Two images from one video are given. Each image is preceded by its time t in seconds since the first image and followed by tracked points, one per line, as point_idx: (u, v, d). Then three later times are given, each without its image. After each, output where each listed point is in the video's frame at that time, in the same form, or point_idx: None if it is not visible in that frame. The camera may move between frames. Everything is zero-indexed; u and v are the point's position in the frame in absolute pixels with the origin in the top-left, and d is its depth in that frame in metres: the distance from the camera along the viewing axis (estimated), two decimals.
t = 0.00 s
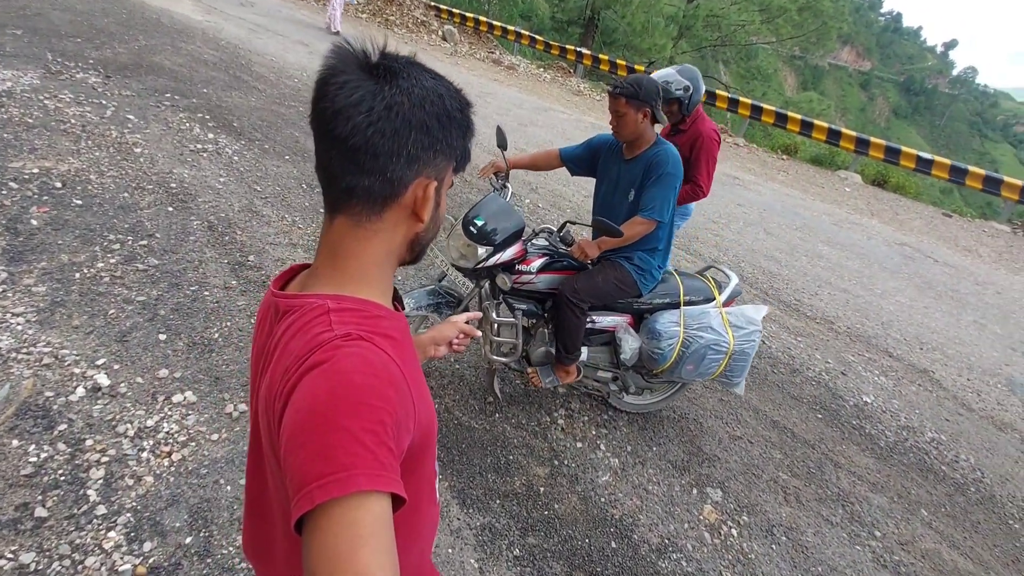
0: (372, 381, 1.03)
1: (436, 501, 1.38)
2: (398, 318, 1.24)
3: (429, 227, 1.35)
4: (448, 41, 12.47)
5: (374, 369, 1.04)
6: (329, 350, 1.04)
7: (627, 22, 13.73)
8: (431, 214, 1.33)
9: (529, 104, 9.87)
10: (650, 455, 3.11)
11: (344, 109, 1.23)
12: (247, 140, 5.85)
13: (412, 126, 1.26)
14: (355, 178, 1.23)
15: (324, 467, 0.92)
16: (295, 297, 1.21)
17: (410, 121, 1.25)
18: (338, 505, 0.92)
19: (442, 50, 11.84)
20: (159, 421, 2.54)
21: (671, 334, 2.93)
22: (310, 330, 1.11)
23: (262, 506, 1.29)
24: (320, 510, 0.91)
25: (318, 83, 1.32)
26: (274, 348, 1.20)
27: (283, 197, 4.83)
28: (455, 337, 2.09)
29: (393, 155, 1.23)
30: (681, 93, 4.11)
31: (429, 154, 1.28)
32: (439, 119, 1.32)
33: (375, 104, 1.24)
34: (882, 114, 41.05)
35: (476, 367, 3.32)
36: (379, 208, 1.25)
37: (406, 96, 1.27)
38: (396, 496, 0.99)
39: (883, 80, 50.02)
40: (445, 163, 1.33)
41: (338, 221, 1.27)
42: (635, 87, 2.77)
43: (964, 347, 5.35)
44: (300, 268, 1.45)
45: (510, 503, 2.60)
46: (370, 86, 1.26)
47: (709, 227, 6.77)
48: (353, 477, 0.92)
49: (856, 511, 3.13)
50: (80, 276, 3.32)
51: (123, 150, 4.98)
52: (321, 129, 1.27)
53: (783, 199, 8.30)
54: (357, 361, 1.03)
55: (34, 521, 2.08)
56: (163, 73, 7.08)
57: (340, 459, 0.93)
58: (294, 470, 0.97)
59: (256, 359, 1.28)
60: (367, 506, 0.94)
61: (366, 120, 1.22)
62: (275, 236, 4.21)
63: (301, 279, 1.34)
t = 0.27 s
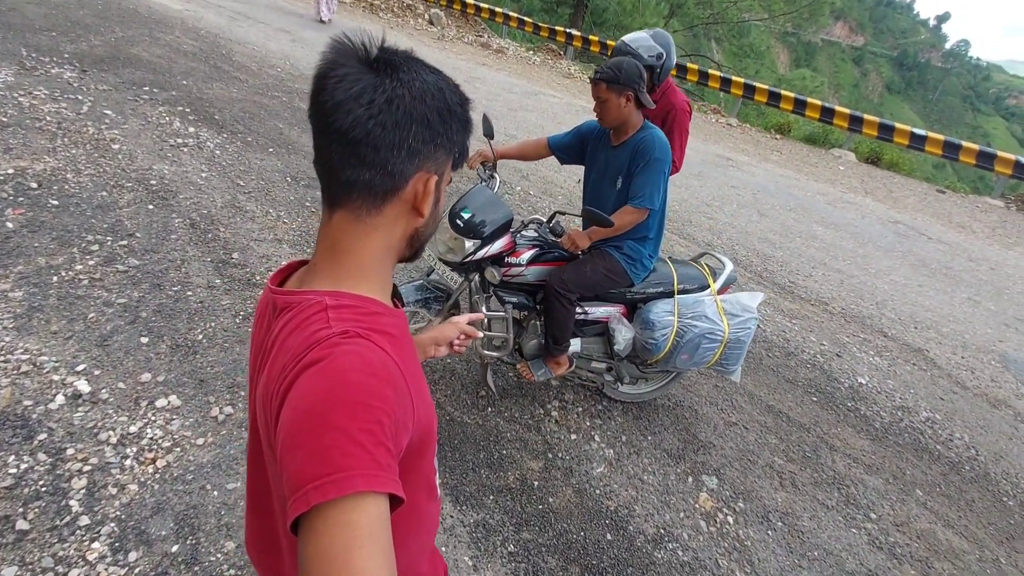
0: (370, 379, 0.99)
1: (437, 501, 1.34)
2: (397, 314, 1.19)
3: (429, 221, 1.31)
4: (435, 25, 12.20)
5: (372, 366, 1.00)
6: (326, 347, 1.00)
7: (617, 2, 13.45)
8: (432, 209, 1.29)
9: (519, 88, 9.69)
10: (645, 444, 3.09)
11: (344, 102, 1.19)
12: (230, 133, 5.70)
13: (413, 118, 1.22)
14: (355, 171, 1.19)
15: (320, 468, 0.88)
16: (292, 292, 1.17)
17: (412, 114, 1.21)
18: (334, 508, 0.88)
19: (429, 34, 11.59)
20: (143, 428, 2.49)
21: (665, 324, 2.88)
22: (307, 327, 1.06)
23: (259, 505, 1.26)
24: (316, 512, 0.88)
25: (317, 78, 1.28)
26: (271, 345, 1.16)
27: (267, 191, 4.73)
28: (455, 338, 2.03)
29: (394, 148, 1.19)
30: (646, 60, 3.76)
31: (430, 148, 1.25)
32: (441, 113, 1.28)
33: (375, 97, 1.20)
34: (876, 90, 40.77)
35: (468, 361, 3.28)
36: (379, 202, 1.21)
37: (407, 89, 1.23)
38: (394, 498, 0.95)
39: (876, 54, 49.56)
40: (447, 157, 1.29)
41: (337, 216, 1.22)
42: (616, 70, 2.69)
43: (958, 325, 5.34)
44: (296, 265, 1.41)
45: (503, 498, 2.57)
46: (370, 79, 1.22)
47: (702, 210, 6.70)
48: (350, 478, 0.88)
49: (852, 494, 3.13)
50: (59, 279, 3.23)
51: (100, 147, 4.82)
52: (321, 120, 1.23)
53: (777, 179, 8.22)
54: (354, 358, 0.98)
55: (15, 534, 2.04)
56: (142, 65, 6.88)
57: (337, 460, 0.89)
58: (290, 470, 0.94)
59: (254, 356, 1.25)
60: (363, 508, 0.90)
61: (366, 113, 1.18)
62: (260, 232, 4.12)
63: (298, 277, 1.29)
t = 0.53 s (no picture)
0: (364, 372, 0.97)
1: (434, 484, 1.35)
2: (390, 303, 1.18)
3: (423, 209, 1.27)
4: (425, 14, 12.01)
5: (365, 358, 0.98)
6: (317, 341, 0.98)
7: None
8: (427, 196, 1.26)
9: (509, 79, 9.58)
10: (628, 438, 3.06)
11: (339, 82, 1.13)
12: (211, 123, 5.56)
13: (412, 103, 1.17)
14: (349, 156, 1.14)
15: (318, 467, 0.87)
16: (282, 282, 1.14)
17: (411, 99, 1.16)
18: (334, 505, 0.88)
19: (419, 24, 11.40)
20: (112, 424, 2.42)
21: (647, 318, 2.84)
22: (297, 319, 1.04)
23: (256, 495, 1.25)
24: (317, 510, 0.88)
25: (311, 54, 1.21)
26: (259, 339, 1.13)
27: (247, 183, 4.63)
28: (446, 321, 2.01)
29: (390, 133, 1.15)
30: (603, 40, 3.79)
31: (428, 134, 1.20)
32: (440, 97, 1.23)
33: (372, 79, 1.14)
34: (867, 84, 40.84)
35: (450, 355, 3.23)
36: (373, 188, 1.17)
37: (406, 71, 1.18)
38: (394, 488, 0.96)
39: (869, 48, 49.64)
40: (444, 144, 1.25)
41: (328, 201, 1.17)
42: (582, 61, 2.65)
43: (943, 318, 5.36)
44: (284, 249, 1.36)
45: (482, 493, 2.54)
46: (368, 60, 1.16)
47: (691, 202, 6.67)
48: (349, 475, 0.88)
49: (834, 487, 3.13)
50: (27, 271, 3.12)
51: (75, 136, 4.65)
52: (314, 100, 1.17)
53: (766, 172, 8.20)
54: (348, 352, 0.97)
55: None
56: (121, 53, 6.69)
57: (335, 457, 0.89)
58: (286, 468, 0.93)
59: (242, 350, 1.22)
60: (363, 502, 0.90)
61: (363, 96, 1.13)
62: (239, 224, 4.03)
63: (287, 262, 1.25)
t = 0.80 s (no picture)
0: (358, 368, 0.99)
1: (422, 474, 1.38)
2: (383, 297, 1.19)
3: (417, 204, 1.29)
4: (428, 13, 11.99)
5: (359, 354, 1.00)
6: (311, 336, 0.99)
7: None
8: (421, 192, 1.27)
9: (510, 82, 9.57)
10: (611, 445, 3.04)
11: (338, 80, 1.11)
12: (206, 116, 5.52)
13: (411, 102, 1.16)
14: (347, 155, 1.13)
15: (313, 461, 0.89)
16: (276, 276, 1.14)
17: (410, 98, 1.15)
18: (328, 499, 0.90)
19: (421, 23, 11.39)
20: (87, 417, 2.39)
21: (632, 326, 2.83)
22: (290, 314, 1.04)
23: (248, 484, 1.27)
24: (310, 503, 0.90)
25: (306, 47, 1.18)
26: (251, 332, 1.14)
27: (239, 178, 4.60)
28: (437, 315, 2.06)
29: (389, 133, 1.14)
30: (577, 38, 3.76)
31: (425, 132, 1.20)
32: (438, 95, 1.22)
33: (372, 78, 1.13)
34: (868, 97, 41.04)
35: (435, 356, 3.21)
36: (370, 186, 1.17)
37: (405, 70, 1.16)
38: (386, 482, 0.98)
39: (870, 61, 49.88)
40: (439, 141, 1.26)
41: (323, 197, 1.17)
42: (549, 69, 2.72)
43: (934, 332, 5.36)
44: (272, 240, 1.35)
45: (461, 498, 2.51)
46: (367, 58, 1.14)
47: (686, 210, 6.67)
48: (343, 470, 0.90)
49: (818, 499, 3.11)
50: (9, 260, 3.08)
51: (67, 125, 4.60)
52: (311, 95, 1.14)
53: (763, 182, 8.20)
54: (341, 349, 0.98)
55: None
56: (118, 43, 6.65)
57: (329, 452, 0.90)
58: (279, 461, 0.94)
59: (233, 341, 1.23)
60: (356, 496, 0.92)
61: (363, 95, 1.11)
62: (229, 219, 4.00)
63: (280, 254, 1.24)
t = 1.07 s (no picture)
0: (346, 378, 0.92)
1: (415, 483, 1.32)
2: (374, 301, 1.12)
3: (409, 203, 1.22)
4: (431, 12, 11.91)
5: (347, 364, 0.93)
6: (296, 345, 0.93)
7: None
8: (415, 191, 1.20)
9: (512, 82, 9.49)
10: (608, 455, 2.96)
11: (328, 77, 1.03)
12: (203, 114, 5.45)
13: (404, 99, 1.09)
14: (339, 154, 1.06)
15: (296, 479, 0.83)
16: (261, 280, 1.06)
17: (404, 96, 1.08)
18: (313, 518, 0.84)
19: (424, 22, 11.31)
20: (66, 423, 2.31)
21: (631, 335, 2.76)
22: (275, 320, 0.98)
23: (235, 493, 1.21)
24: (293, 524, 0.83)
25: (290, 41, 1.09)
26: (235, 337, 1.07)
27: (234, 176, 4.54)
28: (431, 317, 2.00)
29: (382, 132, 1.07)
30: (563, 27, 3.64)
31: (419, 130, 1.14)
32: (432, 91, 1.16)
33: (364, 75, 1.05)
34: (872, 101, 40.88)
35: (428, 362, 3.14)
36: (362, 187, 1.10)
37: (398, 67, 1.09)
38: (374, 500, 0.91)
39: (875, 65, 49.69)
40: (434, 138, 1.19)
41: (313, 198, 1.10)
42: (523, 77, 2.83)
43: (938, 340, 5.26)
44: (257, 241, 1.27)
45: (451, 510, 2.44)
46: (358, 54, 1.06)
47: (688, 213, 6.58)
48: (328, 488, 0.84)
49: (820, 514, 3.03)
50: None
51: (60, 121, 4.53)
52: (298, 91, 1.06)
53: (766, 186, 8.11)
54: (328, 358, 0.91)
55: None
56: (117, 39, 6.58)
57: (313, 469, 0.84)
58: (261, 477, 0.88)
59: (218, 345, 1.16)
60: (342, 515, 0.86)
61: (355, 94, 1.04)
62: (221, 218, 3.93)
63: (266, 255, 1.17)
